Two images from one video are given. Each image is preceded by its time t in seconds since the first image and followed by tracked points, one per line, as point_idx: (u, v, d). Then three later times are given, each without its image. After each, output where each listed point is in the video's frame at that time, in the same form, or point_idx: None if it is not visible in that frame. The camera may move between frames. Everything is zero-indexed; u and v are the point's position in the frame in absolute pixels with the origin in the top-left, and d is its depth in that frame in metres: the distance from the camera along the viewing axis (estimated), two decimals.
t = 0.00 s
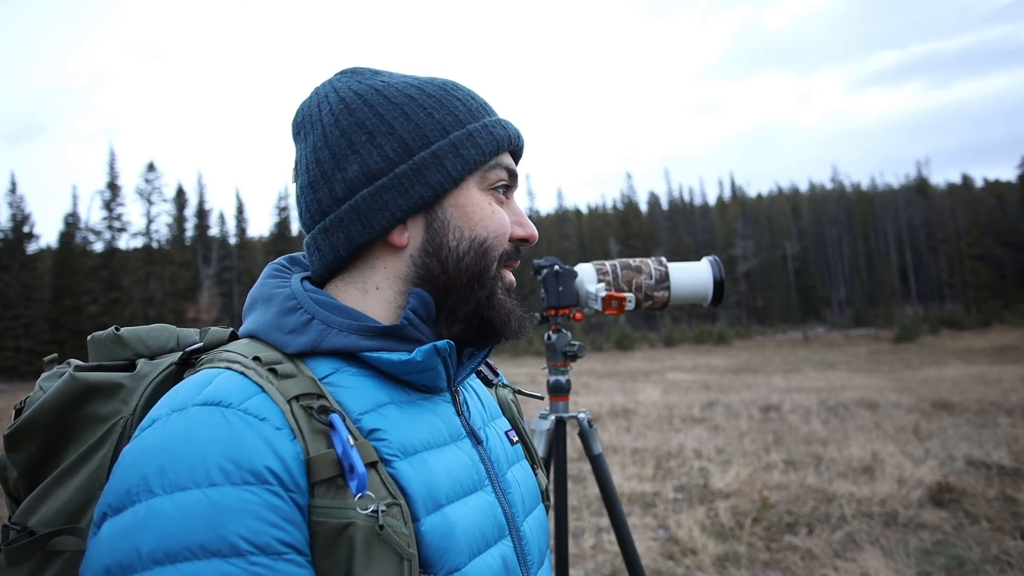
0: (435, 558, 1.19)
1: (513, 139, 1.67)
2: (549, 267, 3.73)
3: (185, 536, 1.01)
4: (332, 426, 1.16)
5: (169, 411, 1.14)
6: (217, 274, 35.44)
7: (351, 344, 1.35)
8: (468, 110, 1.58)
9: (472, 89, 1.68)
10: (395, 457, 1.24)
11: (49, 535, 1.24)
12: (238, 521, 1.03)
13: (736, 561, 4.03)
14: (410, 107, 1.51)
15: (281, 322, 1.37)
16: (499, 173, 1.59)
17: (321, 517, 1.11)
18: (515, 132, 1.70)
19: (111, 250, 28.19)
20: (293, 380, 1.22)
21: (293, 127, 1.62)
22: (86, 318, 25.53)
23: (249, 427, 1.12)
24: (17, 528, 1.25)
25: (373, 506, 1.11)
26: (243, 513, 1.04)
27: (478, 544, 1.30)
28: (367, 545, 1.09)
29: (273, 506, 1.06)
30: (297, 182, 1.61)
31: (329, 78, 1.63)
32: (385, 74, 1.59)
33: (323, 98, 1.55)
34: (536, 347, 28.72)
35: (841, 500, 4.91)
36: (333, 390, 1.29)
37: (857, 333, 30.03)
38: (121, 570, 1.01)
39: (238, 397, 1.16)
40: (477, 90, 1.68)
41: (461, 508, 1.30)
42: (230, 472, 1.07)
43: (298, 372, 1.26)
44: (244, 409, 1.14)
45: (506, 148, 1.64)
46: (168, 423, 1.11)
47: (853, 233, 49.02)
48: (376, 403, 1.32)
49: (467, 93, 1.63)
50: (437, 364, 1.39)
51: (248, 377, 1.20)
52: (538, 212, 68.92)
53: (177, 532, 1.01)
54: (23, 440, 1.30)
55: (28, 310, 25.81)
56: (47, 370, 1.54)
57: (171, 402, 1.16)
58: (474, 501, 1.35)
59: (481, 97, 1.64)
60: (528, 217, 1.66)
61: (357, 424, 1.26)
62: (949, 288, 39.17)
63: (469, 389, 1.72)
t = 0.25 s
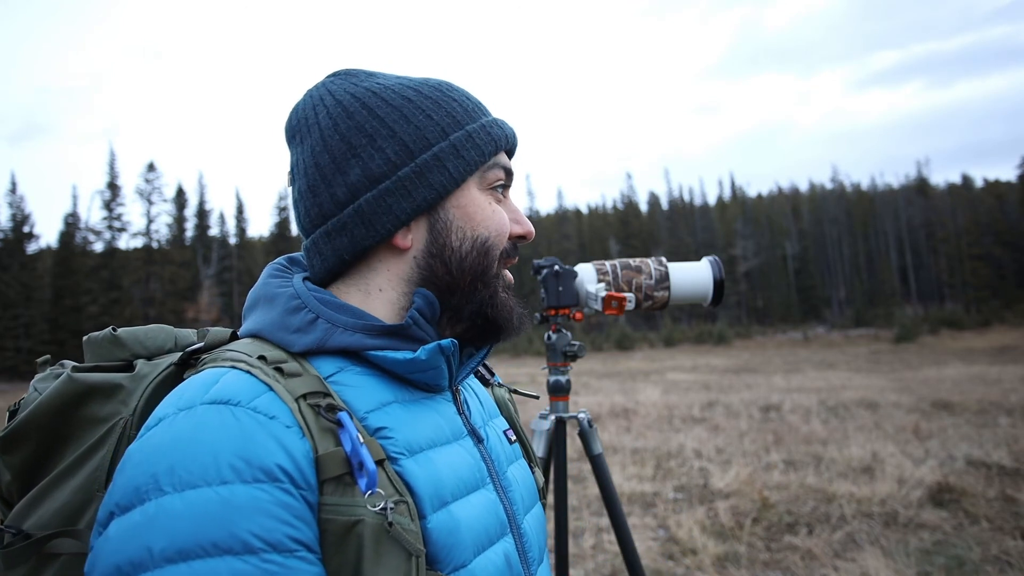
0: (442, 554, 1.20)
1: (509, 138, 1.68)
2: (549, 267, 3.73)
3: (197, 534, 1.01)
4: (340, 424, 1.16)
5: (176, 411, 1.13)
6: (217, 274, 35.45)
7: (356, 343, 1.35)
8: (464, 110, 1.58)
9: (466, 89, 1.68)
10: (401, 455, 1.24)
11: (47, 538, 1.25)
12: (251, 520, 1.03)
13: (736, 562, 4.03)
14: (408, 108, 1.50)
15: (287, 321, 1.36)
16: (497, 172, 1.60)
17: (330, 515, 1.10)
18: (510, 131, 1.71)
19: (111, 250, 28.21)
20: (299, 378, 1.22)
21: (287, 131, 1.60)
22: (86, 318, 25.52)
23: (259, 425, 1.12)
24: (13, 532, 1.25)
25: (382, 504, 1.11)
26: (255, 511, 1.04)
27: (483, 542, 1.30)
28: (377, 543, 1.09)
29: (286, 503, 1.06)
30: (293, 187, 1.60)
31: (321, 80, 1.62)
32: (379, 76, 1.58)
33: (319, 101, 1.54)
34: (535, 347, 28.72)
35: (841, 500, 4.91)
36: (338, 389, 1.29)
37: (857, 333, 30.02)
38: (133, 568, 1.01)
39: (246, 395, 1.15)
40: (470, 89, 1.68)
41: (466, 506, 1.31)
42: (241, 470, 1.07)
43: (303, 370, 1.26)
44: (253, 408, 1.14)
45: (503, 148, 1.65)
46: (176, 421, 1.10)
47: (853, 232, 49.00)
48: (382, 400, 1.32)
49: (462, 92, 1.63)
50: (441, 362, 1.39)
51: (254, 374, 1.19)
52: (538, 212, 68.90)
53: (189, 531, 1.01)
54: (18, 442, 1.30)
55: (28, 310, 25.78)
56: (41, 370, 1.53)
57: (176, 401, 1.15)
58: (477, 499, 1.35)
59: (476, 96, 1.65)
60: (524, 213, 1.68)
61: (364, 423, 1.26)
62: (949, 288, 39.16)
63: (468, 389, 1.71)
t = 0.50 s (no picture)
0: (446, 550, 1.20)
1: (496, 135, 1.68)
2: (549, 267, 3.73)
3: (205, 532, 1.00)
4: (344, 421, 1.16)
5: (180, 409, 1.13)
6: (217, 274, 35.43)
7: (359, 343, 1.35)
8: (454, 111, 1.58)
9: (454, 89, 1.68)
10: (404, 452, 1.24)
11: (44, 541, 1.23)
12: (261, 516, 1.03)
13: (736, 562, 4.03)
14: (400, 112, 1.50)
15: (288, 320, 1.36)
16: (490, 171, 1.61)
17: (336, 511, 1.11)
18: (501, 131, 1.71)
19: (111, 250, 28.22)
20: (302, 376, 1.22)
21: (277, 136, 1.59)
22: (86, 318, 25.50)
23: (265, 423, 1.12)
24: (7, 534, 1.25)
25: (388, 500, 1.11)
26: (264, 507, 1.04)
27: (484, 539, 1.30)
28: (382, 540, 1.09)
29: (293, 500, 1.06)
30: (285, 193, 1.58)
31: (310, 84, 1.60)
32: (369, 79, 1.58)
33: (309, 106, 1.53)
34: (536, 347, 28.71)
35: (841, 500, 4.91)
36: (341, 386, 1.30)
37: (857, 333, 30.03)
38: (142, 566, 1.00)
39: (252, 392, 1.16)
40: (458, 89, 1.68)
41: (468, 502, 1.31)
42: (249, 466, 1.07)
43: (306, 369, 1.26)
44: (259, 406, 1.14)
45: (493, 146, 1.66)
46: (180, 420, 1.10)
47: (853, 232, 49.00)
48: (385, 398, 1.32)
49: (451, 94, 1.63)
50: (444, 361, 1.40)
51: (258, 373, 1.19)
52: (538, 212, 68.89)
53: (196, 530, 1.00)
54: (12, 445, 1.30)
55: (28, 310, 25.77)
56: (40, 371, 1.53)
57: (179, 400, 1.15)
58: (478, 495, 1.36)
59: (466, 97, 1.65)
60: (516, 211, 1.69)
61: (367, 421, 1.26)
62: (949, 288, 39.18)
63: (467, 386, 1.71)
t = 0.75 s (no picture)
0: (447, 545, 1.21)
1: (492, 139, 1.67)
2: (549, 267, 3.73)
3: (213, 524, 1.00)
4: (346, 418, 1.17)
5: (182, 406, 1.12)
6: (218, 274, 35.44)
7: (358, 341, 1.36)
8: (451, 112, 1.58)
9: (452, 91, 1.68)
10: (406, 448, 1.24)
11: (40, 542, 1.24)
12: (269, 508, 1.03)
13: (736, 561, 4.03)
14: (396, 113, 1.50)
15: (288, 316, 1.36)
16: (484, 174, 1.61)
17: (339, 506, 1.11)
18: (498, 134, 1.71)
19: (112, 250, 28.26)
20: (303, 372, 1.23)
21: (274, 136, 1.59)
22: (86, 318, 25.48)
23: (271, 417, 1.12)
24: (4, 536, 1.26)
25: (391, 495, 1.11)
26: (274, 498, 1.04)
27: (484, 534, 1.31)
28: (385, 536, 1.09)
29: (300, 492, 1.07)
30: (281, 193, 1.58)
31: (308, 84, 1.60)
32: (366, 80, 1.58)
33: (306, 107, 1.53)
34: (536, 347, 28.70)
35: (840, 500, 4.91)
36: (341, 384, 1.29)
37: (857, 333, 30.03)
38: (150, 561, 0.99)
39: (254, 388, 1.15)
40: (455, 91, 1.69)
41: (469, 498, 1.31)
42: (255, 460, 1.07)
43: (307, 366, 1.27)
44: (263, 401, 1.14)
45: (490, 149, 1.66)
46: (183, 417, 1.10)
47: (853, 232, 48.99)
48: (385, 395, 1.32)
49: (448, 95, 1.62)
50: (443, 361, 1.41)
51: (259, 370, 1.19)
52: (538, 212, 68.88)
53: (203, 522, 1.00)
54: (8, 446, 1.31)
55: (28, 310, 25.74)
56: (33, 371, 1.53)
57: (181, 396, 1.15)
58: (478, 491, 1.36)
59: (463, 98, 1.65)
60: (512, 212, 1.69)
61: (367, 417, 1.26)
62: (949, 288, 39.16)
63: (464, 385, 1.71)
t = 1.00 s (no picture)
0: (447, 539, 1.21)
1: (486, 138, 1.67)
2: (549, 267, 3.73)
3: (217, 516, 1.00)
4: (345, 413, 1.17)
5: (182, 400, 1.12)
6: (217, 274, 35.44)
7: (356, 338, 1.36)
8: (445, 112, 1.58)
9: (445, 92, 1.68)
10: (404, 444, 1.25)
11: (38, 542, 1.25)
12: (273, 497, 1.04)
13: (736, 561, 4.03)
14: (390, 113, 1.50)
15: (285, 313, 1.36)
16: (478, 173, 1.60)
17: (338, 500, 1.11)
18: (492, 134, 1.71)
19: (111, 250, 28.28)
20: (302, 370, 1.23)
21: (269, 136, 1.59)
22: (86, 318, 25.46)
23: (272, 411, 1.12)
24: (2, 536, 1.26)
25: (390, 489, 1.12)
26: (277, 490, 1.04)
27: (484, 530, 1.31)
28: (384, 530, 1.09)
29: (302, 484, 1.07)
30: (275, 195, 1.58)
31: (303, 84, 1.60)
32: (360, 81, 1.58)
33: (301, 108, 1.52)
34: (536, 346, 28.68)
35: (841, 500, 4.91)
36: (338, 380, 1.29)
37: (857, 333, 30.03)
38: (157, 555, 0.99)
39: (253, 383, 1.16)
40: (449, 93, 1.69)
41: (468, 494, 1.32)
42: (257, 452, 1.07)
43: (305, 363, 1.27)
44: (262, 395, 1.14)
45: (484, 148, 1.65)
46: (183, 411, 1.10)
47: (853, 232, 48.97)
48: (383, 391, 1.32)
49: (441, 97, 1.63)
50: (440, 359, 1.41)
51: (257, 366, 1.19)
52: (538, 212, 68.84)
53: (207, 514, 0.99)
54: (6, 445, 1.31)
55: (28, 310, 25.71)
56: (28, 372, 1.53)
57: (180, 392, 1.14)
58: (476, 487, 1.36)
59: (457, 98, 1.65)
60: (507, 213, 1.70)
61: (366, 412, 1.26)
62: (949, 288, 39.15)
63: (462, 383, 1.71)
